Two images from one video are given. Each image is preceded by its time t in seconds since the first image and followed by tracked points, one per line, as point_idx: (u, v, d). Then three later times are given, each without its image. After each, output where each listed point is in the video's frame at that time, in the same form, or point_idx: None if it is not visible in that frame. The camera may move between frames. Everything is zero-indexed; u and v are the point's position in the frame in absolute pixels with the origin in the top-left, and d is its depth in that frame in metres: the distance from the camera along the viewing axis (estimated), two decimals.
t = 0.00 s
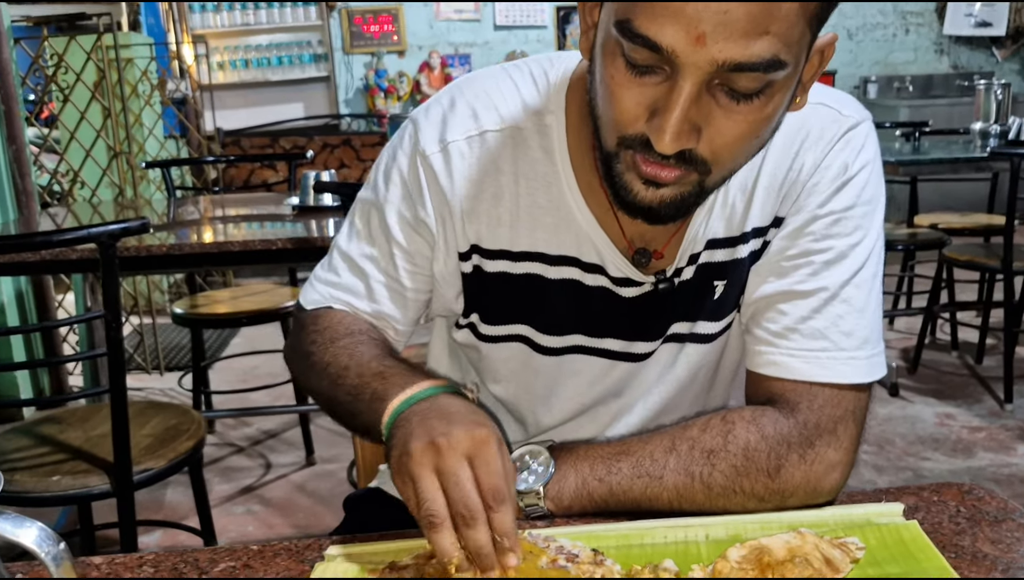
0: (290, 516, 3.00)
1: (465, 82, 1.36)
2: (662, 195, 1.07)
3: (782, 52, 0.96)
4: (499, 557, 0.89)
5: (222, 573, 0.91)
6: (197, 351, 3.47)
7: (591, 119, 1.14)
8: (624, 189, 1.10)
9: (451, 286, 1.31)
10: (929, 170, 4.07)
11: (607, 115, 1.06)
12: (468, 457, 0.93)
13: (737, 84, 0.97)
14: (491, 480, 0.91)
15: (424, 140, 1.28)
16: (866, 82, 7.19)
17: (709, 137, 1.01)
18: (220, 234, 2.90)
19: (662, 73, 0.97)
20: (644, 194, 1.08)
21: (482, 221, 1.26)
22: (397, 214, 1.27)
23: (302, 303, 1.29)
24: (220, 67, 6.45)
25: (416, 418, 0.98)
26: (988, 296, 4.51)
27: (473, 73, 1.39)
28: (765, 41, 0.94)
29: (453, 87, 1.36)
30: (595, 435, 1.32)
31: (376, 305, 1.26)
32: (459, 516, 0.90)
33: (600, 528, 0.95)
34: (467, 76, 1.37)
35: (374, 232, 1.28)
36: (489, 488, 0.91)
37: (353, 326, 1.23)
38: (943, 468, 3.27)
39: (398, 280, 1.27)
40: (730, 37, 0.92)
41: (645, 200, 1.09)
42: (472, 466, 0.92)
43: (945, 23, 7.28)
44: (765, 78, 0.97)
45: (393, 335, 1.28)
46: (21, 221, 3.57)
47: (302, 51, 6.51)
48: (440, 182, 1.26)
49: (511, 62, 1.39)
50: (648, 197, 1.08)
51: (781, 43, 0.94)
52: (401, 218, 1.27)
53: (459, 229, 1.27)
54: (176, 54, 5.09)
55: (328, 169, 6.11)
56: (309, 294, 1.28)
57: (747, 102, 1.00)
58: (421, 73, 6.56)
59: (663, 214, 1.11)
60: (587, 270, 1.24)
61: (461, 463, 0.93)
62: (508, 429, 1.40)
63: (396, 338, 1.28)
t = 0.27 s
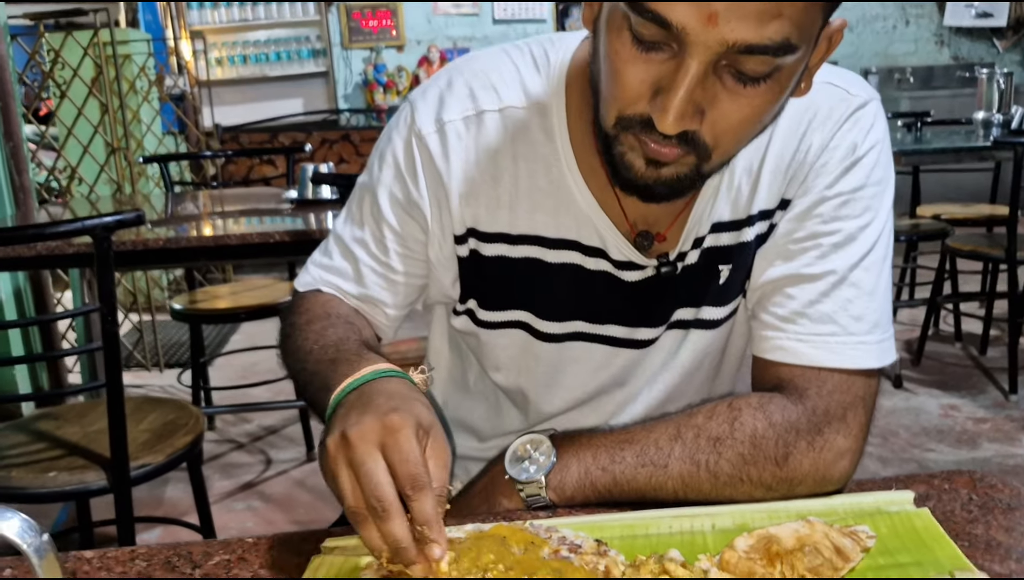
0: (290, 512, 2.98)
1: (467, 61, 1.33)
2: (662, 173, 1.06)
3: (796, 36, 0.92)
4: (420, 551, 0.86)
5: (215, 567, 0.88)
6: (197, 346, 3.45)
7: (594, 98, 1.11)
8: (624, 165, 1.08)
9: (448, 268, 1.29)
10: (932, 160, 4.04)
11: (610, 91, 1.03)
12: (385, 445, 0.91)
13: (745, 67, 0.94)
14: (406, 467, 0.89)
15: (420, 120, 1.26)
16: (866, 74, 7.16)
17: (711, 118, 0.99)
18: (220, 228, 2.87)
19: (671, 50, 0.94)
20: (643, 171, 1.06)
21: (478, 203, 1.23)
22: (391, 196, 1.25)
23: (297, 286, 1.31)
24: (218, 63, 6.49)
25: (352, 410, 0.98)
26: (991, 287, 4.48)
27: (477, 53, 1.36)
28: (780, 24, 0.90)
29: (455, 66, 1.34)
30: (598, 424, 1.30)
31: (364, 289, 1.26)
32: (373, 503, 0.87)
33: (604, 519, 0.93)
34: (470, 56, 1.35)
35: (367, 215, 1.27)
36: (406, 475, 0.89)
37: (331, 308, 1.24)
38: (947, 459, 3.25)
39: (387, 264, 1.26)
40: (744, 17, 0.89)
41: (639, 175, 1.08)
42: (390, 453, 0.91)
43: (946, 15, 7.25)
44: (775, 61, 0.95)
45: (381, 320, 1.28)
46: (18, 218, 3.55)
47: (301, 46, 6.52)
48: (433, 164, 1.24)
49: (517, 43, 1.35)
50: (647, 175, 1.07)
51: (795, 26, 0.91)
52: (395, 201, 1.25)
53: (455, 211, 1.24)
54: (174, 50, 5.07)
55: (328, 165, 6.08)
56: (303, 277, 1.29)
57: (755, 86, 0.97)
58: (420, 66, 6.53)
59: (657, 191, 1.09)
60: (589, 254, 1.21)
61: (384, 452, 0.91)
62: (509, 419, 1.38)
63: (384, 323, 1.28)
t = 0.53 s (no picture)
0: (287, 508, 3.00)
1: (451, 62, 1.35)
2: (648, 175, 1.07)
3: (770, 36, 0.93)
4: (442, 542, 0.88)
5: (206, 560, 0.90)
6: (193, 344, 3.46)
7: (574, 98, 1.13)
8: (609, 168, 1.10)
9: (438, 266, 1.30)
10: (926, 154, 4.05)
11: (592, 95, 1.04)
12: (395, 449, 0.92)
13: (724, 68, 0.95)
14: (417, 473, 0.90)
15: (405, 122, 1.28)
16: (862, 67, 7.16)
17: (693, 119, 1.00)
18: (216, 226, 2.88)
19: (650, 54, 0.95)
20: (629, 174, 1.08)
21: (464, 201, 1.25)
22: (379, 199, 1.27)
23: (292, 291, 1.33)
24: (214, 60, 6.41)
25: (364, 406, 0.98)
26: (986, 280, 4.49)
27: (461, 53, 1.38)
28: (755, 25, 0.91)
29: (438, 67, 1.35)
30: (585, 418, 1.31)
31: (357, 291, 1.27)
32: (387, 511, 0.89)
33: (588, 511, 0.94)
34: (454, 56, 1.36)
35: (357, 218, 1.29)
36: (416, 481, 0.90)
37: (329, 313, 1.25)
38: (941, 451, 3.27)
39: (379, 265, 1.27)
40: (720, 20, 0.90)
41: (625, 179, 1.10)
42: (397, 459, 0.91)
43: (941, 8, 7.24)
44: (753, 62, 0.96)
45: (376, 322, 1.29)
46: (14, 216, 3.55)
47: (296, 43, 6.48)
48: (419, 165, 1.26)
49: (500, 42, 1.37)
50: (631, 179, 1.09)
51: (770, 26, 0.92)
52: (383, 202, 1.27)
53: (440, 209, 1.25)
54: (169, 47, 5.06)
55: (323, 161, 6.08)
56: (298, 282, 1.31)
57: (735, 85, 0.99)
58: (416, 62, 6.52)
59: (643, 194, 1.11)
60: (573, 251, 1.23)
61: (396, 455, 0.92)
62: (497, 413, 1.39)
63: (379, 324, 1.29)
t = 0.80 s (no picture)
0: (289, 505, 3.02)
1: (445, 64, 1.36)
2: (641, 178, 1.08)
3: (757, 35, 0.95)
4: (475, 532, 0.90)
5: (208, 558, 0.91)
6: (194, 342, 3.47)
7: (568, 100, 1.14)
8: (603, 171, 1.11)
9: (436, 266, 1.32)
10: (925, 151, 4.05)
11: (585, 99, 1.06)
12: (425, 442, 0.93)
13: (712, 68, 0.97)
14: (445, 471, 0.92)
15: (403, 123, 1.29)
16: (861, 64, 7.16)
17: (685, 120, 1.01)
18: (216, 226, 2.89)
19: (638, 57, 0.97)
20: (622, 178, 1.09)
21: (461, 201, 1.26)
22: (379, 198, 1.28)
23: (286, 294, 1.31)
24: (213, 58, 6.40)
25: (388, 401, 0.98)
26: (984, 276, 4.50)
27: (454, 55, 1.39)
28: (741, 25, 0.93)
29: (433, 69, 1.36)
30: (581, 417, 1.33)
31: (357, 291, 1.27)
32: (444, 505, 0.91)
33: (583, 509, 0.95)
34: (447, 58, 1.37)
35: (356, 218, 1.29)
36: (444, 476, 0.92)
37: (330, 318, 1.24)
38: (939, 447, 3.28)
39: (379, 265, 1.28)
40: (705, 22, 0.91)
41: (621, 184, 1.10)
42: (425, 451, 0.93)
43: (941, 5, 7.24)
44: (741, 61, 0.97)
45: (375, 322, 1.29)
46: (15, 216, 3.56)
47: (295, 41, 6.49)
48: (419, 165, 1.26)
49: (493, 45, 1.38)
50: (627, 180, 1.09)
51: (756, 26, 0.93)
52: (383, 202, 1.28)
53: (439, 210, 1.27)
54: (169, 47, 5.07)
55: (323, 160, 6.09)
56: (293, 284, 1.29)
57: (723, 84, 1.00)
58: (415, 61, 6.53)
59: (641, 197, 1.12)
60: (569, 251, 1.24)
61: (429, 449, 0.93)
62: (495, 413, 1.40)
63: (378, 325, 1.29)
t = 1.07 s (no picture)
0: (290, 506, 3.03)
1: (446, 65, 1.36)
2: (642, 183, 1.09)
3: (758, 41, 0.96)
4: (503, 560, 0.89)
5: (214, 558, 0.92)
6: (195, 343, 3.48)
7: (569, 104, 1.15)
8: (603, 176, 1.12)
9: (439, 268, 1.32)
10: (925, 152, 4.06)
11: (585, 106, 1.07)
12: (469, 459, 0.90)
13: (714, 73, 0.97)
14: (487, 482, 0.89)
15: (406, 125, 1.29)
16: (861, 64, 7.17)
17: (688, 125, 1.02)
18: (217, 227, 2.89)
19: (639, 63, 0.98)
20: (624, 184, 1.10)
21: (465, 203, 1.27)
22: (385, 200, 1.28)
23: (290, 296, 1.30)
24: (214, 59, 6.42)
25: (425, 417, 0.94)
26: (984, 277, 4.51)
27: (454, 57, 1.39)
28: (742, 31, 0.94)
29: (433, 71, 1.37)
30: (582, 418, 1.33)
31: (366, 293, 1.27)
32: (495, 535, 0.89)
33: (585, 509, 0.96)
34: (448, 60, 1.38)
35: (362, 220, 1.29)
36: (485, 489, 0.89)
37: (342, 317, 1.24)
38: (939, 447, 3.29)
39: (387, 266, 1.28)
40: (707, 27, 0.92)
41: (623, 189, 1.11)
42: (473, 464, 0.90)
43: (941, 5, 7.25)
44: (742, 66, 0.98)
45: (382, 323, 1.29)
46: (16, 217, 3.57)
47: (296, 42, 6.49)
48: (424, 166, 1.27)
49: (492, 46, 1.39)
50: (627, 186, 1.10)
51: (756, 31, 0.94)
52: (389, 203, 1.28)
53: (443, 211, 1.28)
54: (170, 47, 5.08)
55: (324, 160, 6.11)
56: (298, 286, 1.29)
57: (725, 89, 1.00)
58: (415, 61, 6.55)
59: (642, 202, 1.12)
60: (569, 253, 1.25)
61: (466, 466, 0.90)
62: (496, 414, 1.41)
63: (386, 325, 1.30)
